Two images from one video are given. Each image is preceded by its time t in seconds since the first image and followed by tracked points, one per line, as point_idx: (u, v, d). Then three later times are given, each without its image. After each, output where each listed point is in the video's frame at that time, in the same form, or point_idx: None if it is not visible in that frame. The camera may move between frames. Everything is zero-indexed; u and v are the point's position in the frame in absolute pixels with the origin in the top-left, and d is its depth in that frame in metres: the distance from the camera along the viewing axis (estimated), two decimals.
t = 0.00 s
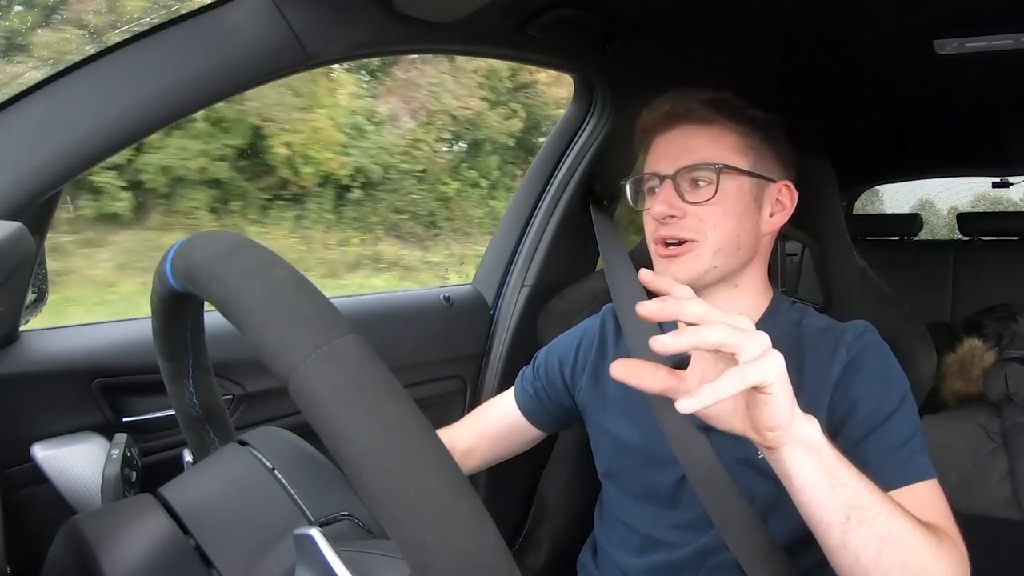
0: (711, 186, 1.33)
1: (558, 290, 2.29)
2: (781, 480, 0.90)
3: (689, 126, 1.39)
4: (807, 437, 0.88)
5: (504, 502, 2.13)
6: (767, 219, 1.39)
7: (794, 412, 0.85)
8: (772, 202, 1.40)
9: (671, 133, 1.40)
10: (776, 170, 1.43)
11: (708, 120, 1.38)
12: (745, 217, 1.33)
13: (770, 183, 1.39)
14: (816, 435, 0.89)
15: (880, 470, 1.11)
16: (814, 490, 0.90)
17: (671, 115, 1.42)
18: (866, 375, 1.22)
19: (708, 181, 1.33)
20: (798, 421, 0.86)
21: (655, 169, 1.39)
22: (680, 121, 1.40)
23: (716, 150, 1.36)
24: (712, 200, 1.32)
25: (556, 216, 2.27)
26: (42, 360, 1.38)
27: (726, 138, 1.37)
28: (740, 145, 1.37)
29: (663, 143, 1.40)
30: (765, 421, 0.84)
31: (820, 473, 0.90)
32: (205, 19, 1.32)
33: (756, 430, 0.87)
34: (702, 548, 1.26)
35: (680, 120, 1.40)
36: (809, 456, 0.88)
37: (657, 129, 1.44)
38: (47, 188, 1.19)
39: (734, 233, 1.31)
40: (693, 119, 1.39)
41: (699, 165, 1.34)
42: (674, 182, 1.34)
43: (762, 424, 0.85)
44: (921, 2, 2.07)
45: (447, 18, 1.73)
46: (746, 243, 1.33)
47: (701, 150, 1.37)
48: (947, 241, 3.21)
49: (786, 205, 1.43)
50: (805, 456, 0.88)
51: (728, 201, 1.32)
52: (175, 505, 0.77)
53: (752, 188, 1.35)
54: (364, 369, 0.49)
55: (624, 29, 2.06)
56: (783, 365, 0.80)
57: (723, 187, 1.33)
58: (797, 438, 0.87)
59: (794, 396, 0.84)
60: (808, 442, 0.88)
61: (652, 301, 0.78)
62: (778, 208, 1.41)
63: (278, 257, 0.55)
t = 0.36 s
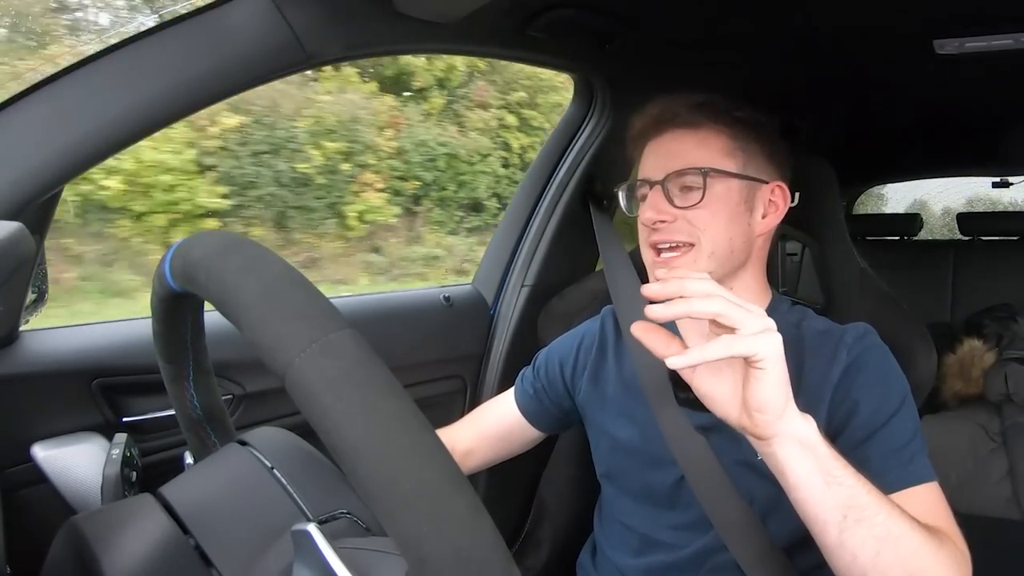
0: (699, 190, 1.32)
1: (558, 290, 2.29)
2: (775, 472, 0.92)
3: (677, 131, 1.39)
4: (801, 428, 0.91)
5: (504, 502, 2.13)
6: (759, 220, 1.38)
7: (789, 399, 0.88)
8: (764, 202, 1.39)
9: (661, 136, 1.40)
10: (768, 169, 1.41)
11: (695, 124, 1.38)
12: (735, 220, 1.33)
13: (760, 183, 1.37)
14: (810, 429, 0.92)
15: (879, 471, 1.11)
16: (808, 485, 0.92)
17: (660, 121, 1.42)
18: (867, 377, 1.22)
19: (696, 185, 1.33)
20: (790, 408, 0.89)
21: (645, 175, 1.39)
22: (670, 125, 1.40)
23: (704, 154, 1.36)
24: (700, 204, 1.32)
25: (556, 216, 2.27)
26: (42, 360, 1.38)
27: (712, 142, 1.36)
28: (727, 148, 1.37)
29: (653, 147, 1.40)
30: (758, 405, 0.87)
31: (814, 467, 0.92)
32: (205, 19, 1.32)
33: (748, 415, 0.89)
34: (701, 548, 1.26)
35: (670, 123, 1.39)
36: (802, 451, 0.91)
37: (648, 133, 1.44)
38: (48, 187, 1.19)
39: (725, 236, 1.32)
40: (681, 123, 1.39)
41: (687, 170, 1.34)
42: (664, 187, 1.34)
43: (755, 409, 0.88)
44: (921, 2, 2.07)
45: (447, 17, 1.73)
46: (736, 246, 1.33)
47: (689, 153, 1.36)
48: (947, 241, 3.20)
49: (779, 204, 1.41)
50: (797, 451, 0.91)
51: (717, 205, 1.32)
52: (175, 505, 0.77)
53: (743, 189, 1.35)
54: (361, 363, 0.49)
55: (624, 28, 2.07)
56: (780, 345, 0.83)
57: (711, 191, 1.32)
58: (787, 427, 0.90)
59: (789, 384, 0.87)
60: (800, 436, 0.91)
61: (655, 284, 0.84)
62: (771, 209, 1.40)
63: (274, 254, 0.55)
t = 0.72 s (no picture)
0: (735, 191, 1.32)
1: (558, 290, 2.29)
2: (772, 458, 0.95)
3: (705, 128, 1.37)
4: (797, 416, 0.94)
5: (504, 502, 2.13)
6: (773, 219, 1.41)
7: (786, 381, 0.94)
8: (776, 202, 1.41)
9: (686, 132, 1.37)
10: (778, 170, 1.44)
11: (724, 121, 1.37)
12: (761, 221, 1.35)
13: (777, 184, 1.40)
14: (808, 420, 0.95)
15: (879, 470, 1.11)
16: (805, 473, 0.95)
17: (686, 115, 1.38)
18: (866, 375, 1.22)
19: (731, 186, 1.32)
20: (787, 394, 0.94)
21: (670, 170, 1.36)
22: (695, 121, 1.38)
23: (733, 153, 1.35)
24: (735, 205, 1.31)
25: (556, 216, 2.27)
26: (42, 360, 1.38)
27: (738, 139, 1.37)
28: (751, 147, 1.37)
29: (677, 142, 1.37)
30: (754, 375, 0.94)
31: (812, 456, 0.94)
32: (204, 19, 1.32)
33: (744, 391, 0.96)
34: (701, 548, 1.26)
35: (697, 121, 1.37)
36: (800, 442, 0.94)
37: (666, 127, 1.40)
38: (51, 187, 1.19)
39: (753, 236, 1.33)
40: (709, 120, 1.37)
41: (720, 168, 1.33)
42: (697, 186, 1.33)
43: (750, 382, 0.95)
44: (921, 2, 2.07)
45: (446, 17, 1.73)
46: (761, 247, 1.35)
47: (718, 151, 1.35)
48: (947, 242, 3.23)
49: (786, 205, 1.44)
50: (795, 441, 0.94)
51: (748, 204, 1.33)
52: (174, 504, 0.77)
53: (766, 190, 1.36)
54: (358, 361, 0.49)
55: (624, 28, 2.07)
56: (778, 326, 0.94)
57: (746, 192, 1.33)
58: (785, 410, 0.94)
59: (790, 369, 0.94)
60: (797, 425, 0.94)
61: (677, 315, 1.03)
62: (780, 209, 1.43)
63: (273, 253, 0.55)
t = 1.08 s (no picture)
0: (722, 189, 1.33)
1: (558, 290, 2.30)
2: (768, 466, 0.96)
3: (697, 128, 1.38)
4: (791, 422, 0.96)
5: (504, 503, 2.13)
6: (771, 219, 1.40)
7: (778, 388, 0.96)
8: (774, 202, 1.41)
9: (676, 133, 1.39)
10: (777, 170, 1.44)
11: (717, 121, 1.37)
12: (753, 220, 1.34)
13: (773, 183, 1.40)
14: (803, 427, 0.96)
15: (878, 470, 1.11)
16: (801, 480, 0.95)
17: (678, 115, 1.39)
18: (866, 376, 1.22)
19: (718, 184, 1.33)
20: (780, 401, 0.96)
21: (662, 170, 1.38)
22: (688, 122, 1.39)
23: (724, 152, 1.36)
24: (723, 203, 1.32)
25: (556, 216, 2.27)
26: (41, 361, 1.38)
27: (731, 139, 1.37)
28: (745, 146, 1.38)
29: (669, 144, 1.39)
30: (745, 382, 0.97)
31: (807, 463, 0.95)
32: (205, 19, 1.32)
33: (738, 399, 0.98)
34: (701, 547, 1.26)
35: (687, 122, 1.39)
36: (795, 447, 0.95)
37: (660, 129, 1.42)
38: (50, 187, 1.19)
39: (745, 235, 1.33)
40: (701, 121, 1.38)
41: (708, 167, 1.34)
42: (685, 185, 1.34)
43: (743, 389, 0.97)
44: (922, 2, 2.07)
45: (447, 17, 1.73)
46: (754, 245, 1.34)
47: (708, 151, 1.36)
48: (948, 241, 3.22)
49: (786, 205, 1.44)
50: (789, 446, 0.95)
51: (739, 203, 1.33)
52: (175, 504, 0.77)
53: (759, 188, 1.36)
54: (353, 356, 0.49)
55: (624, 28, 2.07)
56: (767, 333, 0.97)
57: (734, 190, 1.33)
58: (778, 417, 0.96)
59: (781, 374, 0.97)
60: (790, 432, 0.95)
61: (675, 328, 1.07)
62: (779, 209, 1.42)
63: (271, 252, 0.55)
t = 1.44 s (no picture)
0: (707, 190, 1.34)
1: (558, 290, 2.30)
2: (771, 466, 0.96)
3: (689, 127, 1.40)
4: (793, 422, 0.96)
5: (504, 503, 2.13)
6: (765, 223, 1.38)
7: (779, 387, 0.97)
8: (769, 205, 1.40)
9: (669, 133, 1.41)
10: (776, 172, 1.43)
11: (709, 120, 1.38)
12: (740, 222, 1.34)
13: (767, 186, 1.39)
14: (805, 426, 0.96)
15: (879, 471, 1.11)
16: (804, 480, 0.96)
17: (671, 115, 1.42)
18: (867, 376, 1.22)
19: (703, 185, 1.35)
20: (782, 400, 0.97)
21: (654, 169, 1.41)
22: (680, 121, 1.40)
23: (714, 152, 1.37)
24: (707, 203, 1.33)
25: (556, 216, 2.28)
26: (41, 361, 1.38)
27: (723, 140, 1.38)
28: (738, 148, 1.38)
29: (662, 143, 1.41)
30: (747, 381, 0.97)
31: (809, 463, 0.96)
32: (205, 19, 1.32)
33: (740, 399, 0.98)
34: (701, 547, 1.26)
35: (680, 121, 1.41)
36: (797, 446, 0.96)
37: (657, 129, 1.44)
38: (50, 188, 1.20)
39: (730, 236, 1.33)
40: (693, 120, 1.39)
41: (696, 167, 1.36)
42: (671, 184, 1.36)
43: (744, 389, 0.98)
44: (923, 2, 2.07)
45: (447, 18, 1.73)
46: (742, 248, 1.34)
47: (698, 151, 1.37)
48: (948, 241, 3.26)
49: (785, 207, 1.43)
50: (791, 445, 0.95)
51: (724, 204, 1.34)
52: (175, 503, 0.77)
53: (749, 191, 1.36)
54: (348, 350, 0.49)
55: (624, 29, 2.07)
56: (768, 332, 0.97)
57: (719, 191, 1.34)
58: (781, 417, 0.96)
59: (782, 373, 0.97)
60: (793, 431, 0.96)
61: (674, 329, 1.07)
62: (776, 212, 1.41)
63: (268, 249, 0.55)
